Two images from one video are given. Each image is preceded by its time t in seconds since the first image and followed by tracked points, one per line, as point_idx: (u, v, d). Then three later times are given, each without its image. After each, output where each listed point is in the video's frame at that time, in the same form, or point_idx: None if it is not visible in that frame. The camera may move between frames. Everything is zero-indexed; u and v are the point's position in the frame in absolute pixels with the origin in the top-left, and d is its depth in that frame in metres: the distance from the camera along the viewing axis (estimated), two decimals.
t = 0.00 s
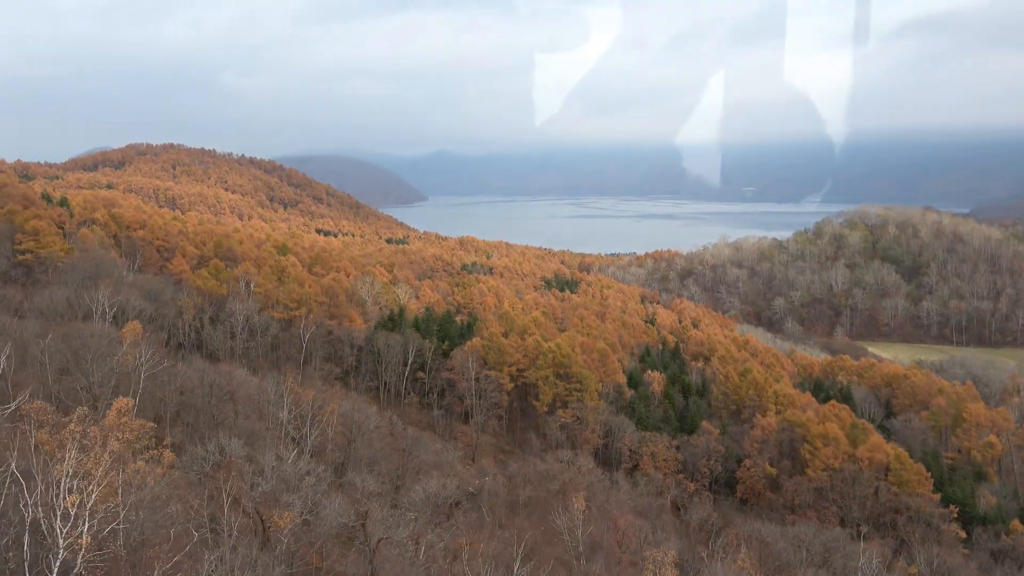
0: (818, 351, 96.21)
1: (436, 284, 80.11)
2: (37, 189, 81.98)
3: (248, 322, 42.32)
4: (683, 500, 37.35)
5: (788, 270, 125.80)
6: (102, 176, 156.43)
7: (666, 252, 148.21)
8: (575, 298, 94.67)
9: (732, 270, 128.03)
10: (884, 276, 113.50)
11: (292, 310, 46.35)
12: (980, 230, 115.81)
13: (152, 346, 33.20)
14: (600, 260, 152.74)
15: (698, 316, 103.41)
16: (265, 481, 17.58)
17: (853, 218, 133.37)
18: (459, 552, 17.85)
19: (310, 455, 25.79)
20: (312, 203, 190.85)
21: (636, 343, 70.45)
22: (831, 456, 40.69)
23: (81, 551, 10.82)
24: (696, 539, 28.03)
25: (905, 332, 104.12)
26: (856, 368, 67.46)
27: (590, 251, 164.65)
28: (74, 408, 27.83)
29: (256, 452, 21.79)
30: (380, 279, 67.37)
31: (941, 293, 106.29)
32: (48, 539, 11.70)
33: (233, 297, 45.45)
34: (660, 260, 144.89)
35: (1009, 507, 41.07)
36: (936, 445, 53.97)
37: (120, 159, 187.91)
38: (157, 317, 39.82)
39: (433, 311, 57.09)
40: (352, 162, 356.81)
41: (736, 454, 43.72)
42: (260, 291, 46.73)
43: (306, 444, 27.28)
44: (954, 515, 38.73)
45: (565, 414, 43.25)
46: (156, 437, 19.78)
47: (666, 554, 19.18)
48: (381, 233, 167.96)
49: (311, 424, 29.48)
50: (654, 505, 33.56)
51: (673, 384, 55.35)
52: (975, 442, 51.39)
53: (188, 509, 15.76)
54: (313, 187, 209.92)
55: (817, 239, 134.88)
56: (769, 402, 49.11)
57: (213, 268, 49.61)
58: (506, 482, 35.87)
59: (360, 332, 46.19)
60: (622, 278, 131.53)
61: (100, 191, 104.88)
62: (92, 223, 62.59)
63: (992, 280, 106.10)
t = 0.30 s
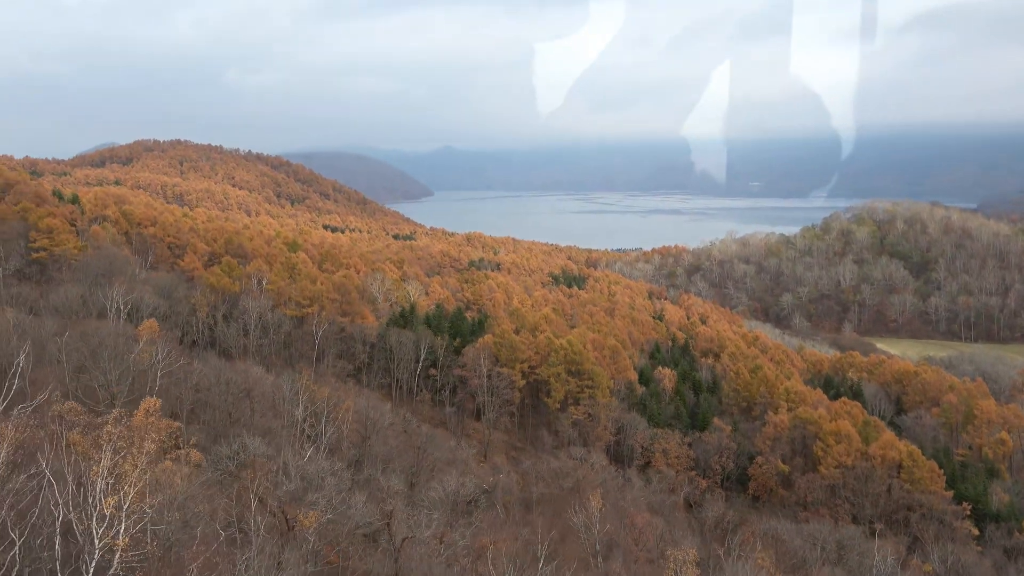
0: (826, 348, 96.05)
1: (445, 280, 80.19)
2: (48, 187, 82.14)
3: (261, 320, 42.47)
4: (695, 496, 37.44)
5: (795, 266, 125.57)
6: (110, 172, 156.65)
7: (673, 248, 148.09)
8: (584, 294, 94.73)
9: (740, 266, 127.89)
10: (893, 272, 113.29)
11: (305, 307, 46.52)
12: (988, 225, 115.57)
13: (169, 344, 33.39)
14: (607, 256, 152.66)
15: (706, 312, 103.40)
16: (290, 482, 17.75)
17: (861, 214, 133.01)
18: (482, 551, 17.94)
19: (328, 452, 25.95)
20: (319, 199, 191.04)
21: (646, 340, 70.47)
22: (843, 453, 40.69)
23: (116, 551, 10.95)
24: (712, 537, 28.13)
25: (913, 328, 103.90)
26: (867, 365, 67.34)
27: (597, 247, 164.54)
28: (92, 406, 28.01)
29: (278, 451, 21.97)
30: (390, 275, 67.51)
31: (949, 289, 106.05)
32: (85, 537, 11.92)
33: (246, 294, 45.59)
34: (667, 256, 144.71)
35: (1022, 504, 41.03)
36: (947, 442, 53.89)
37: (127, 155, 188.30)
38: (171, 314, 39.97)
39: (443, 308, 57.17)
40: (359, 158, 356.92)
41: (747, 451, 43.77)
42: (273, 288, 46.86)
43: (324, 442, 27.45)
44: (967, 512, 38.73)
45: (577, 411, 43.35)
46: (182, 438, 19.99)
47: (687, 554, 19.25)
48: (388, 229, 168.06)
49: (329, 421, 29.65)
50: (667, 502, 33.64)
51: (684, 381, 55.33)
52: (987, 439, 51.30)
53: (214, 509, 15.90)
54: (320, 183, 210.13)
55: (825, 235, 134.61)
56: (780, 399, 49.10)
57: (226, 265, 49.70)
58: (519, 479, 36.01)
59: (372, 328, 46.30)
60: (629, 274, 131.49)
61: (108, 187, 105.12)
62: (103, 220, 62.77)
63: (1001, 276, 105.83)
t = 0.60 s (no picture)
0: (832, 344, 96.03)
1: (451, 278, 80.16)
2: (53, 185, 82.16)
3: (270, 319, 42.57)
4: (705, 493, 37.53)
5: (799, 261, 125.41)
6: (113, 170, 156.57)
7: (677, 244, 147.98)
8: (588, 290, 94.75)
9: (743, 262, 127.72)
10: (897, 267, 113.20)
11: (314, 306, 46.59)
12: (993, 220, 115.46)
13: (181, 344, 33.48)
14: (610, 253, 152.51)
15: (710, 308, 103.31)
16: (312, 483, 17.87)
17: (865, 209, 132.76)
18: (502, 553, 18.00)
19: (344, 451, 26.06)
20: (322, 196, 191.08)
21: (652, 336, 70.55)
22: (853, 450, 40.76)
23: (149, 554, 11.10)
24: (725, 535, 28.21)
25: (918, 324, 103.66)
26: (873, 361, 67.31)
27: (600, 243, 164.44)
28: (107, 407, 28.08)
29: (297, 452, 22.10)
30: (396, 273, 67.57)
31: (954, 284, 105.92)
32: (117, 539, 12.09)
33: (255, 293, 45.67)
34: (671, 252, 144.54)
35: None
36: (954, 438, 53.91)
37: (130, 153, 188.38)
38: (181, 314, 40.05)
39: (451, 306, 57.24)
40: (361, 155, 356.75)
41: (756, 448, 43.85)
42: (282, 287, 46.93)
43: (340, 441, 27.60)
44: (977, 508, 38.80)
45: (586, 408, 43.45)
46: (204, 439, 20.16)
47: (705, 554, 19.30)
48: (392, 226, 168.10)
49: (343, 421, 29.77)
50: (677, 500, 33.70)
51: (692, 378, 55.37)
52: (994, 435, 51.30)
53: (238, 510, 16.05)
54: (322, 180, 210.10)
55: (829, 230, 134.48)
56: (788, 396, 49.16)
57: (234, 264, 49.71)
58: (530, 477, 36.09)
59: (380, 327, 46.39)
60: (632, 270, 131.39)
61: (112, 186, 105.08)
62: (110, 219, 62.82)
63: (1005, 272, 105.74)
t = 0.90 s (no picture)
0: (836, 341, 95.94)
1: (457, 276, 80.15)
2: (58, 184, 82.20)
3: (279, 318, 42.63)
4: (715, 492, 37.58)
5: (803, 258, 125.20)
6: (117, 168, 156.58)
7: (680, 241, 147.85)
8: (593, 288, 94.70)
9: (747, 259, 127.49)
10: (900, 264, 113.08)
11: (322, 304, 46.65)
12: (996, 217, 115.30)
13: (193, 344, 33.55)
14: (613, 250, 152.40)
15: (714, 305, 103.23)
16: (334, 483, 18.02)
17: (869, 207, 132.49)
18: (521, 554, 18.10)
19: (359, 452, 26.19)
20: (325, 194, 191.11)
21: (659, 334, 70.62)
22: (861, 448, 40.81)
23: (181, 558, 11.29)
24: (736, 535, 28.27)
25: (921, 320, 103.42)
26: (879, 358, 67.27)
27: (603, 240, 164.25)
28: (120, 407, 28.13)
29: (315, 453, 22.29)
30: (402, 272, 67.59)
31: (958, 280, 105.80)
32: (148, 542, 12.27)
33: (264, 292, 45.74)
34: (675, 249, 144.36)
35: None
36: (962, 435, 53.90)
37: (133, 150, 188.40)
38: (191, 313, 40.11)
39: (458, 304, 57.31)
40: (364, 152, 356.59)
41: (765, 446, 43.88)
42: (290, 286, 47.01)
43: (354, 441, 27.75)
44: (986, 505, 38.82)
45: (595, 406, 43.51)
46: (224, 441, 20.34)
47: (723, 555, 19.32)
48: (395, 224, 168.02)
49: (355, 419, 29.89)
50: (687, 498, 33.74)
51: (699, 376, 55.37)
52: (1002, 432, 51.26)
53: (262, 512, 16.23)
54: (325, 178, 210.10)
55: (832, 227, 134.29)
56: (796, 394, 49.22)
57: (243, 263, 49.78)
58: (540, 476, 36.12)
59: (389, 326, 46.46)
60: (636, 267, 131.25)
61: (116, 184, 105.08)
62: (117, 218, 62.89)
63: (1009, 269, 105.61)
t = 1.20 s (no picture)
0: (840, 337, 95.92)
1: (461, 273, 80.16)
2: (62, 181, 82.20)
3: (287, 316, 42.74)
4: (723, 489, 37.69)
5: (805, 254, 125.13)
6: (119, 165, 156.56)
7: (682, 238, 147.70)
8: (596, 285, 94.59)
9: (749, 255, 127.39)
10: (903, 260, 113.07)
11: (330, 302, 46.75)
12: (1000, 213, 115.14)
13: (204, 342, 33.68)
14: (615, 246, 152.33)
15: (717, 301, 103.20)
16: (354, 483, 18.16)
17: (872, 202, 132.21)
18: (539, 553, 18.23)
19: (372, 450, 26.35)
20: (327, 190, 191.06)
21: (663, 331, 70.68)
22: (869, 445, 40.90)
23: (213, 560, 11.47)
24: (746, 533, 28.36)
25: (924, 316, 103.45)
26: (885, 355, 67.24)
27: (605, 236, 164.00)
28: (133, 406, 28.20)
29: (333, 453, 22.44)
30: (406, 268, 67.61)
31: (961, 276, 105.80)
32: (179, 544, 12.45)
33: (272, 290, 45.86)
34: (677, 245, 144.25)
35: None
36: (967, 432, 53.93)
37: (135, 147, 188.24)
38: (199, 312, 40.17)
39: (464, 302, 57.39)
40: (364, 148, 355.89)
41: (772, 443, 43.99)
42: (297, 284, 47.10)
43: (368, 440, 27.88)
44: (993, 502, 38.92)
45: (603, 404, 43.63)
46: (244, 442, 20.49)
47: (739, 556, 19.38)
48: (396, 220, 167.88)
49: (367, 417, 30.05)
50: (697, 495, 33.85)
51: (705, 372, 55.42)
52: (1007, 429, 51.27)
53: (285, 513, 16.37)
54: (327, 174, 210.00)
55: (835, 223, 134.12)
56: (802, 391, 49.29)
57: (250, 261, 49.91)
58: (549, 473, 36.24)
59: (396, 323, 46.56)
60: (638, 263, 131.23)
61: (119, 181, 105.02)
62: (123, 216, 62.97)
63: (1012, 264, 105.57)
